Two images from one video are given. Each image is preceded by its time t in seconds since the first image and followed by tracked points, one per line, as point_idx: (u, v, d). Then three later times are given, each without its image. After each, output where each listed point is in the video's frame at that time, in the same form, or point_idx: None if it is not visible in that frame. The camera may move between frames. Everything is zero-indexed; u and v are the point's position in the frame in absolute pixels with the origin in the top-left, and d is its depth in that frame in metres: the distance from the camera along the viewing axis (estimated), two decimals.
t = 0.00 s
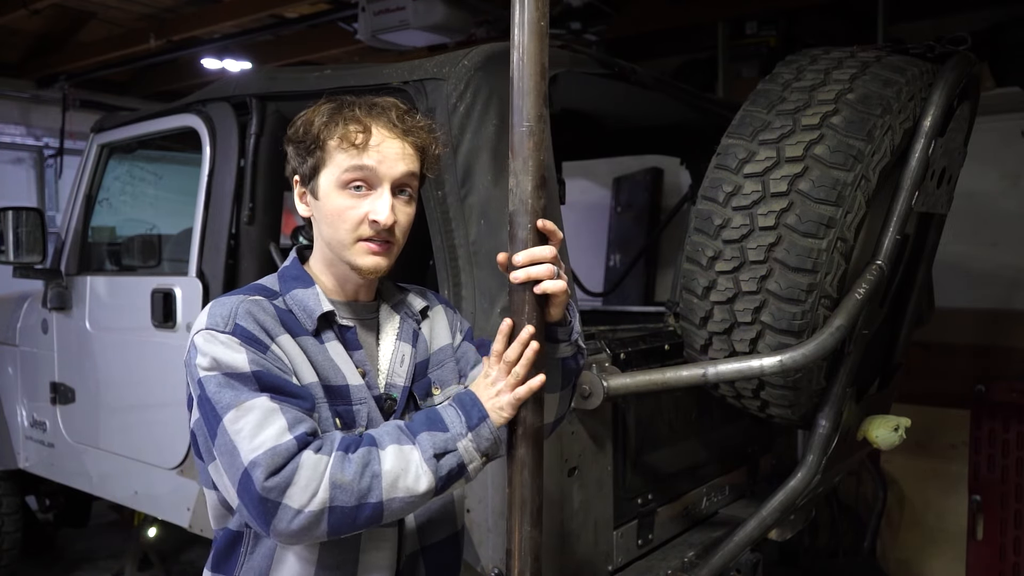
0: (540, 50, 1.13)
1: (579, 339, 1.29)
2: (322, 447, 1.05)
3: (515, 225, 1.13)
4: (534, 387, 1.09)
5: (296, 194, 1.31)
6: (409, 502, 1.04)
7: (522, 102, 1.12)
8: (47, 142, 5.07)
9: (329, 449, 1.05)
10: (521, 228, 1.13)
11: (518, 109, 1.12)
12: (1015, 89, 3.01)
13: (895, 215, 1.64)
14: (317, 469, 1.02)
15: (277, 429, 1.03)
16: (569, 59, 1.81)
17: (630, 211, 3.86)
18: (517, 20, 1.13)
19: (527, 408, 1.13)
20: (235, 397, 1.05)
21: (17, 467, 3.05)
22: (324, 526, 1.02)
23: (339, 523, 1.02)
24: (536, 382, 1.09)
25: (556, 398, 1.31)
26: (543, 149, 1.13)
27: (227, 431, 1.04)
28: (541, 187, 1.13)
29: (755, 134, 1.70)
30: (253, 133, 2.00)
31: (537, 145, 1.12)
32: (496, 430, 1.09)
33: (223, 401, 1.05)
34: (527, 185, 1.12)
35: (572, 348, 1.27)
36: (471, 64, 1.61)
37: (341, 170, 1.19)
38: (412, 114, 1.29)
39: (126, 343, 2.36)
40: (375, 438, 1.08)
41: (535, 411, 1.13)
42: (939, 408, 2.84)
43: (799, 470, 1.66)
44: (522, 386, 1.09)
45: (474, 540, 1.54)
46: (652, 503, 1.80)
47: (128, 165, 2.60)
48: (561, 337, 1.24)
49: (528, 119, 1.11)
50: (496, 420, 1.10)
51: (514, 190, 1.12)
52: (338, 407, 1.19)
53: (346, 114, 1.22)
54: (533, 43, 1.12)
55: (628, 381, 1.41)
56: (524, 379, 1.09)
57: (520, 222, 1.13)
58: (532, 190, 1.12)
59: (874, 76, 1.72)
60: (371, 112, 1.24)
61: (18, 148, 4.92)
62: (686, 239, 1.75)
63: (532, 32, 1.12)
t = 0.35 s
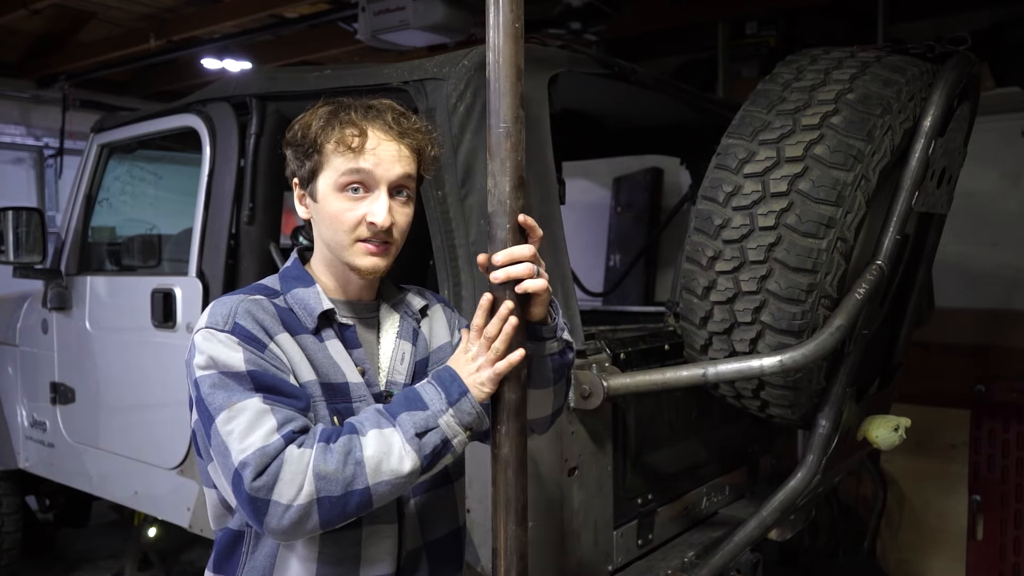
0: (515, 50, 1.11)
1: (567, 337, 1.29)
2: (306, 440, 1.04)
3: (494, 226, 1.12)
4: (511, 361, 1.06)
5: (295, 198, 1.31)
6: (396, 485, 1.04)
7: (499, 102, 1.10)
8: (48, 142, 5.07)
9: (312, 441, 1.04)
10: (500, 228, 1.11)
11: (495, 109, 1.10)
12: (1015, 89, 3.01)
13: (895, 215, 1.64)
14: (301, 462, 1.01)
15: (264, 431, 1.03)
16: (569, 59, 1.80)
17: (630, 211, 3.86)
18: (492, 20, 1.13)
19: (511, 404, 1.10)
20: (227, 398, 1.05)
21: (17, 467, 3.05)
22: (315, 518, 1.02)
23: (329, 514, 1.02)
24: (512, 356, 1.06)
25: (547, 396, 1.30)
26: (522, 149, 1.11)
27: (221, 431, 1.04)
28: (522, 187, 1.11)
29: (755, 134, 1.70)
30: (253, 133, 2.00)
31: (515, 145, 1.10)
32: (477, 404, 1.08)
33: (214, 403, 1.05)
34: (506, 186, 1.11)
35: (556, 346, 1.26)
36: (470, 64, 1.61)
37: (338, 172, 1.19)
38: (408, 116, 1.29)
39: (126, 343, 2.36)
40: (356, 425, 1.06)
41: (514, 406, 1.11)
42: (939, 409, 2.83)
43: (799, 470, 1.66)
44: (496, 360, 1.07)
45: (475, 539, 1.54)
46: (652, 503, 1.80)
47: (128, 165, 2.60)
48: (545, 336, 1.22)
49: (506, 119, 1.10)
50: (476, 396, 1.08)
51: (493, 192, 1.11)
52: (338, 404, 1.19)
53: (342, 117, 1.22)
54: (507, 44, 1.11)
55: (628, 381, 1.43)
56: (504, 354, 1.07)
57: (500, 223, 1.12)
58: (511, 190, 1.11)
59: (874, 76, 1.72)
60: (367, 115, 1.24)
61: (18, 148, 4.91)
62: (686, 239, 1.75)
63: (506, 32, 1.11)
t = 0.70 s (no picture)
0: (514, 47, 1.11)
1: (571, 346, 1.31)
2: (307, 436, 1.05)
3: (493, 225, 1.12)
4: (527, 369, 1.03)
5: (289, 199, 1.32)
6: (396, 482, 1.03)
7: (497, 101, 1.10)
8: (47, 142, 5.06)
9: (312, 437, 1.04)
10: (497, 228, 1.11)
11: (494, 106, 1.10)
12: (1015, 89, 3.01)
13: (894, 215, 1.64)
14: (301, 457, 1.01)
15: (264, 424, 1.03)
16: (569, 59, 1.80)
17: (631, 211, 3.86)
18: (489, 16, 1.12)
19: (509, 408, 1.11)
20: (229, 391, 1.05)
21: (17, 467, 3.05)
22: (314, 513, 1.01)
23: (328, 510, 1.02)
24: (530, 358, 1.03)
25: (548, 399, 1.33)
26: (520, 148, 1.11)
27: (221, 424, 1.04)
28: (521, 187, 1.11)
29: (755, 134, 1.70)
30: (253, 132, 2.00)
31: (513, 144, 1.10)
32: (482, 404, 1.05)
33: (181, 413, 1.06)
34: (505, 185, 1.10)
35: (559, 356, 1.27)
36: (471, 64, 1.60)
37: (333, 159, 1.22)
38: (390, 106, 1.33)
39: (126, 342, 2.36)
40: (358, 421, 1.06)
41: (515, 414, 1.11)
42: (939, 409, 2.83)
43: (799, 470, 1.66)
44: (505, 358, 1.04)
45: (475, 540, 1.54)
46: (652, 503, 1.80)
47: (128, 165, 2.60)
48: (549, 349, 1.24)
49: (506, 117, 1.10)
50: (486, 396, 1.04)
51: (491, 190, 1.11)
52: (341, 400, 1.19)
53: (329, 109, 1.25)
54: (506, 39, 1.10)
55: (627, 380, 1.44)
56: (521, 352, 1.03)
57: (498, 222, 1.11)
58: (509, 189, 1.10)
59: (874, 76, 1.72)
60: (354, 105, 1.27)
61: (18, 148, 4.91)
62: (686, 239, 1.74)
63: (505, 26, 1.10)
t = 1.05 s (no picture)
0: (520, 41, 1.09)
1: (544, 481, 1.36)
2: (305, 427, 1.05)
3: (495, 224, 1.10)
4: (523, 376, 1.03)
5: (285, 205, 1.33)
6: (389, 480, 1.03)
7: (504, 96, 1.09)
8: (48, 142, 5.06)
9: (310, 428, 1.04)
10: (496, 229, 1.09)
11: (499, 103, 1.09)
12: (1015, 89, 3.02)
13: (894, 215, 1.64)
14: (296, 447, 1.02)
15: (261, 410, 1.04)
16: (569, 60, 1.80)
17: (631, 211, 3.86)
18: (494, 9, 1.10)
19: (512, 414, 1.09)
20: (225, 381, 1.06)
21: (17, 467, 3.06)
22: (308, 504, 1.02)
23: (322, 502, 1.02)
24: (526, 363, 1.03)
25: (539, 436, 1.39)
26: (525, 145, 1.10)
27: (218, 412, 1.05)
28: (524, 186, 1.09)
29: (755, 134, 1.70)
30: (253, 132, 2.00)
31: (518, 141, 1.09)
32: (484, 406, 1.03)
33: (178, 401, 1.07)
34: (507, 182, 1.09)
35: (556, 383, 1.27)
36: (471, 64, 1.61)
37: (308, 167, 1.21)
38: (370, 105, 1.30)
39: (126, 342, 2.36)
40: (358, 416, 1.06)
41: (518, 417, 1.09)
42: (939, 408, 2.83)
43: (799, 470, 1.66)
44: (502, 359, 1.02)
45: (475, 540, 1.54)
46: (652, 503, 1.80)
47: (128, 165, 2.60)
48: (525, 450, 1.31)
49: (509, 113, 1.08)
50: (482, 396, 1.03)
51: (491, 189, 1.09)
52: (335, 396, 1.19)
53: (304, 116, 1.25)
54: (510, 32, 1.08)
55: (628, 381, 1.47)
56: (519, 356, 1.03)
57: (498, 221, 1.09)
58: (513, 186, 1.08)
59: (874, 76, 1.72)
60: (329, 109, 1.26)
61: (18, 148, 4.91)
62: (686, 239, 1.74)
63: (509, 19, 1.08)
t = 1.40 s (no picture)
0: (513, 40, 1.09)
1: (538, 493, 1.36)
2: (299, 436, 1.05)
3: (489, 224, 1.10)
4: (518, 377, 1.03)
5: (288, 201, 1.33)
6: (386, 489, 1.03)
7: (497, 95, 1.08)
8: (48, 142, 5.06)
9: (303, 438, 1.04)
10: (490, 228, 1.09)
11: (492, 103, 1.08)
12: (1015, 89, 3.02)
13: (894, 215, 1.64)
14: (291, 457, 1.01)
15: (255, 421, 1.03)
16: (569, 59, 1.80)
17: (631, 211, 3.86)
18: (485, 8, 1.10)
19: (508, 416, 1.08)
20: (221, 390, 1.06)
21: (17, 466, 3.06)
22: (303, 515, 1.02)
23: (318, 513, 1.02)
24: (520, 363, 1.03)
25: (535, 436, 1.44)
26: (517, 143, 1.09)
27: (212, 421, 1.05)
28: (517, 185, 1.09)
29: (755, 134, 1.70)
30: (253, 132, 2.00)
31: (511, 140, 1.08)
32: (479, 411, 1.03)
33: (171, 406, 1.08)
34: (500, 182, 1.08)
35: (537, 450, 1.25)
36: (471, 64, 1.60)
37: (323, 162, 1.22)
38: (385, 103, 1.32)
39: (126, 343, 2.36)
40: (352, 424, 1.06)
41: (514, 419, 1.09)
42: (939, 408, 2.83)
43: (799, 470, 1.66)
44: (497, 363, 1.02)
45: (474, 539, 1.54)
46: (652, 502, 1.80)
47: (129, 165, 2.60)
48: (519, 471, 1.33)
49: (501, 112, 1.08)
50: (477, 401, 1.03)
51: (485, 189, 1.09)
52: (334, 403, 1.19)
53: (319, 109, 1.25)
54: (502, 32, 1.08)
55: (629, 381, 1.48)
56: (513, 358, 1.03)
57: (491, 221, 1.09)
58: (506, 186, 1.08)
59: (874, 76, 1.72)
60: (345, 104, 1.26)
61: (18, 148, 4.91)
62: (686, 239, 1.74)
63: (501, 19, 1.08)
